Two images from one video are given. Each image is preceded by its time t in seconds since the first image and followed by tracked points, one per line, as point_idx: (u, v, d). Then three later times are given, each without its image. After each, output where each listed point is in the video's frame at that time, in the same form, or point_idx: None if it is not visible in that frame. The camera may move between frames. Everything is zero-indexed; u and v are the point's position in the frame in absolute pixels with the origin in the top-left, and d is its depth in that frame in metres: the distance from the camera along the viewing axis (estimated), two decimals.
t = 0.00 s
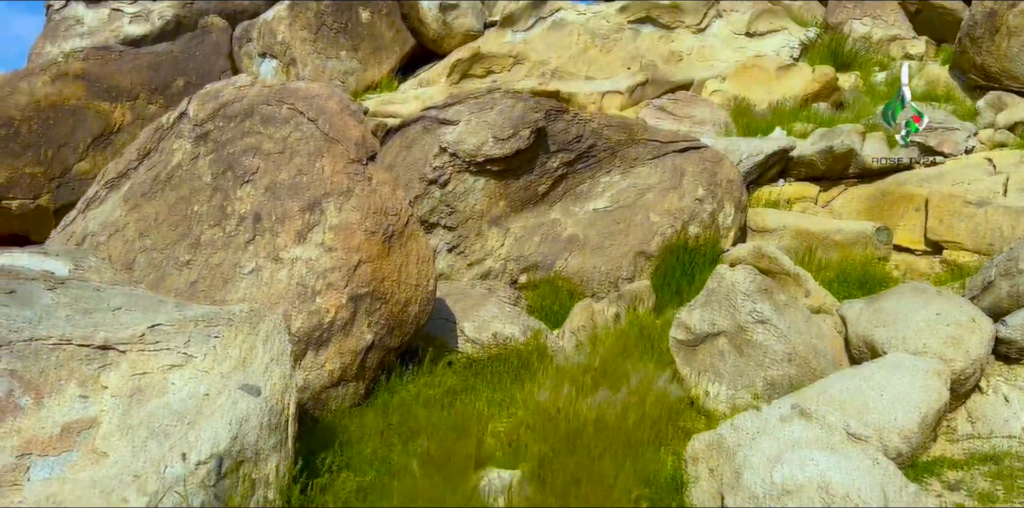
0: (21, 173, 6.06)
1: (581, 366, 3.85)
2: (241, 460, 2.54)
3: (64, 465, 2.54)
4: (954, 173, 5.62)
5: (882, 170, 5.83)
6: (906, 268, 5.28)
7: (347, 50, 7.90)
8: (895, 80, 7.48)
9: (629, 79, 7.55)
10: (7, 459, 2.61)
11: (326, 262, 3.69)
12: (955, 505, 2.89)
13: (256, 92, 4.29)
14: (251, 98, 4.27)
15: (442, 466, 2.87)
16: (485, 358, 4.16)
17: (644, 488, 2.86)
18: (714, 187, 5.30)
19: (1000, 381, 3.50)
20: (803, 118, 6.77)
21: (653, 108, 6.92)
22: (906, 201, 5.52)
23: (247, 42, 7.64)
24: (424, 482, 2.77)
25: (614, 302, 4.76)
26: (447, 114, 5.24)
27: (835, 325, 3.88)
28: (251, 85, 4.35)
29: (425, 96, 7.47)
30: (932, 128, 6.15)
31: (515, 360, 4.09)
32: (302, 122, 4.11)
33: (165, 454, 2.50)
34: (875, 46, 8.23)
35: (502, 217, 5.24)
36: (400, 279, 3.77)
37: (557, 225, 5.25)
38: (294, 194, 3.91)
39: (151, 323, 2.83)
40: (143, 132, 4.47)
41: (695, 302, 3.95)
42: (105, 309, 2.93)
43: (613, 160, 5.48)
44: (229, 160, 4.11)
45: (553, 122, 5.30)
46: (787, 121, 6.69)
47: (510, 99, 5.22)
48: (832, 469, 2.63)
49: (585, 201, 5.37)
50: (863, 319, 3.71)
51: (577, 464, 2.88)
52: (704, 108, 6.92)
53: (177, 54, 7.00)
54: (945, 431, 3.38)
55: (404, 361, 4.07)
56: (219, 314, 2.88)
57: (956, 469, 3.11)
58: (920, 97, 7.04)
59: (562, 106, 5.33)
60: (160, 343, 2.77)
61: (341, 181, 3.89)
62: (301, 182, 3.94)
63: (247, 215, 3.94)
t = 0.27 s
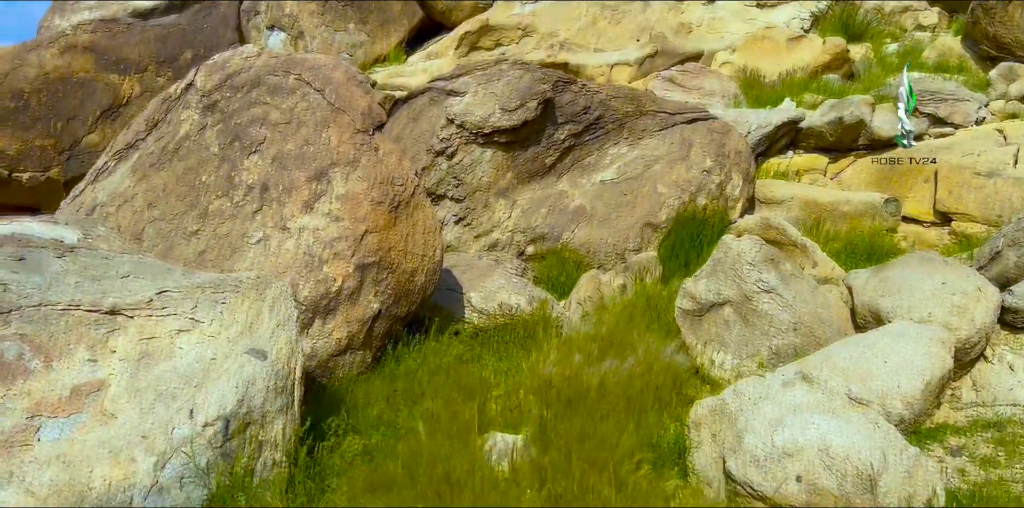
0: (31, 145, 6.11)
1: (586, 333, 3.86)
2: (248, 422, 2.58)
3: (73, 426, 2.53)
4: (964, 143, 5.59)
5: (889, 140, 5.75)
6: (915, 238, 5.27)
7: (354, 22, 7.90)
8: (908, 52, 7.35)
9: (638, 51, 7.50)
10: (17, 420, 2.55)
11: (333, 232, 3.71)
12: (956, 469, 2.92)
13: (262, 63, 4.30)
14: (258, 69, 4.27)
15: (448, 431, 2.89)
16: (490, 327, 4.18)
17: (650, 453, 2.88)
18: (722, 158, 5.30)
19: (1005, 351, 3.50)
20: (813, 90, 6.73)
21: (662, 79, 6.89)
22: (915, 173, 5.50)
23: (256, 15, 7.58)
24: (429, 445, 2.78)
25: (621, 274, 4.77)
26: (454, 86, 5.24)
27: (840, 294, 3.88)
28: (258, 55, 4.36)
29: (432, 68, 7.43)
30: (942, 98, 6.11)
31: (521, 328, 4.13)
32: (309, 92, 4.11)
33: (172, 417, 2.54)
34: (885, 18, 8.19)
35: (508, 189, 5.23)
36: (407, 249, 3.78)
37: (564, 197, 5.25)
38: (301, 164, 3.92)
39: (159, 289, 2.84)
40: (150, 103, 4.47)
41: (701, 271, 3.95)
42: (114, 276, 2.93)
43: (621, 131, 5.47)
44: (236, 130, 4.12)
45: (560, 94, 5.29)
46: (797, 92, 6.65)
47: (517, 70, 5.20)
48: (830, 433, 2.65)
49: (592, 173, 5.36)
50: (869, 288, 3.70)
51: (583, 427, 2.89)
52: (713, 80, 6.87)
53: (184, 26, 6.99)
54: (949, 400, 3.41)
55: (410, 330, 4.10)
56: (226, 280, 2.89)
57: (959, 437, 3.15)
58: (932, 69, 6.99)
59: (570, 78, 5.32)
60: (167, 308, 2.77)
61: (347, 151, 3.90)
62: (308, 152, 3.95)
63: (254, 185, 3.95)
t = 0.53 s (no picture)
0: (44, 116, 6.13)
1: (598, 301, 3.88)
2: (261, 379, 2.58)
3: (87, 382, 2.55)
4: (979, 112, 5.53)
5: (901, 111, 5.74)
6: (928, 208, 5.24)
7: None
8: (924, 24, 7.34)
9: (651, 23, 7.48)
10: (32, 377, 2.59)
11: (344, 198, 3.73)
12: (964, 430, 2.93)
13: (272, 30, 4.27)
14: (268, 36, 4.25)
15: (458, 389, 2.92)
16: (501, 295, 4.20)
17: (660, 414, 2.91)
18: (734, 127, 5.27)
19: (1017, 316, 3.50)
20: (827, 60, 6.68)
21: (673, 50, 6.85)
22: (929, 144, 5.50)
23: None
24: (439, 401, 2.81)
25: (631, 243, 4.78)
26: (464, 55, 5.23)
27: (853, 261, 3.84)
28: (269, 22, 4.31)
29: (444, 39, 7.31)
30: (957, 68, 6.08)
31: (530, 296, 4.16)
32: (320, 59, 4.11)
33: (185, 374, 2.54)
34: None
35: (520, 158, 5.23)
36: (418, 216, 3.79)
37: (575, 166, 5.24)
38: (312, 130, 3.94)
39: (172, 250, 2.86)
40: (162, 72, 4.46)
41: (712, 239, 3.95)
42: (127, 240, 2.94)
43: (632, 101, 5.43)
44: (248, 98, 4.13)
45: (572, 63, 5.24)
46: (811, 62, 6.60)
47: (528, 37, 5.16)
48: (839, 391, 2.67)
49: (604, 142, 5.35)
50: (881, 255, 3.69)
51: (593, 387, 2.92)
52: (727, 51, 6.82)
53: None
54: (960, 364, 3.37)
55: (421, 295, 4.10)
56: (237, 243, 2.89)
57: (969, 399, 3.15)
58: (947, 39, 6.95)
59: (581, 48, 5.27)
60: (179, 269, 2.81)
61: (358, 117, 3.91)
62: (319, 119, 3.96)
63: (266, 151, 3.97)
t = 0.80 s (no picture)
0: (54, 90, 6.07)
1: (613, 268, 3.87)
2: (273, 334, 2.61)
3: (100, 338, 2.54)
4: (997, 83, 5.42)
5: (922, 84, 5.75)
6: (942, 181, 5.21)
7: None
8: None
9: None
10: (45, 331, 2.55)
11: (355, 165, 3.71)
12: (979, 393, 2.91)
13: None
14: (279, 5, 4.23)
15: (470, 347, 2.93)
16: (512, 262, 4.19)
17: (671, 374, 2.90)
18: (747, 98, 5.24)
19: None
20: (841, 33, 6.62)
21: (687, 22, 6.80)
22: (944, 115, 5.42)
23: None
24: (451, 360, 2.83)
25: (643, 216, 4.77)
26: (476, 26, 5.15)
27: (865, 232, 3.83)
28: None
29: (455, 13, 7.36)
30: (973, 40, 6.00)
31: (540, 265, 4.11)
32: (331, 27, 4.09)
33: (197, 329, 2.57)
34: None
35: (532, 129, 5.22)
36: (429, 184, 3.78)
37: (587, 137, 5.22)
38: (323, 98, 3.92)
39: (186, 211, 2.92)
40: (173, 42, 4.46)
41: (725, 208, 3.93)
42: (138, 203, 2.95)
43: (645, 72, 5.40)
44: (259, 66, 4.11)
45: (584, 35, 5.21)
46: (825, 36, 6.55)
47: (541, 7, 5.08)
48: (859, 355, 2.65)
49: (616, 114, 5.32)
50: (895, 223, 3.68)
51: (604, 346, 2.92)
52: (740, 25, 6.77)
53: None
54: (972, 331, 3.37)
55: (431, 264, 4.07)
56: (248, 206, 2.98)
57: (982, 364, 3.14)
58: (964, 13, 6.88)
59: (593, 19, 5.22)
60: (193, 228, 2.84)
61: (369, 85, 3.90)
62: (330, 86, 3.95)
63: (277, 119, 3.96)
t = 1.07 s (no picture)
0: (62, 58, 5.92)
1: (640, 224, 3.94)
2: (292, 275, 2.67)
3: (120, 276, 2.58)
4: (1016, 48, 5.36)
5: (936, 49, 5.68)
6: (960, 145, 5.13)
7: None
8: None
9: None
10: (66, 268, 2.59)
11: (369, 123, 3.68)
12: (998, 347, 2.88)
13: None
14: None
15: (488, 288, 3.00)
16: (527, 222, 4.15)
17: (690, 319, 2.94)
18: (764, 63, 5.20)
19: None
20: None
21: None
22: (962, 78, 5.35)
23: None
24: (470, 305, 2.94)
25: (658, 179, 4.73)
26: None
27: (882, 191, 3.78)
28: None
29: None
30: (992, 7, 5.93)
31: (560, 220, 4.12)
32: None
33: (216, 268, 2.61)
34: None
35: (546, 95, 5.19)
36: (443, 142, 3.77)
37: (601, 102, 5.19)
38: (337, 57, 3.89)
39: (204, 159, 2.96)
40: (186, 5, 4.49)
41: (741, 166, 3.90)
42: (155, 154, 2.96)
43: (659, 37, 5.34)
44: (272, 25, 4.07)
45: None
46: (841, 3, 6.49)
47: None
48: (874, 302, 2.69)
49: (630, 79, 5.29)
50: (911, 182, 3.65)
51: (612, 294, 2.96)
52: None
53: None
54: (992, 287, 3.30)
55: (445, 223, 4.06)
56: (266, 158, 3.03)
57: (1001, 317, 3.14)
58: None
59: None
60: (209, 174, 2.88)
61: (382, 42, 3.87)
62: (343, 45, 3.92)
63: (291, 78, 3.93)
